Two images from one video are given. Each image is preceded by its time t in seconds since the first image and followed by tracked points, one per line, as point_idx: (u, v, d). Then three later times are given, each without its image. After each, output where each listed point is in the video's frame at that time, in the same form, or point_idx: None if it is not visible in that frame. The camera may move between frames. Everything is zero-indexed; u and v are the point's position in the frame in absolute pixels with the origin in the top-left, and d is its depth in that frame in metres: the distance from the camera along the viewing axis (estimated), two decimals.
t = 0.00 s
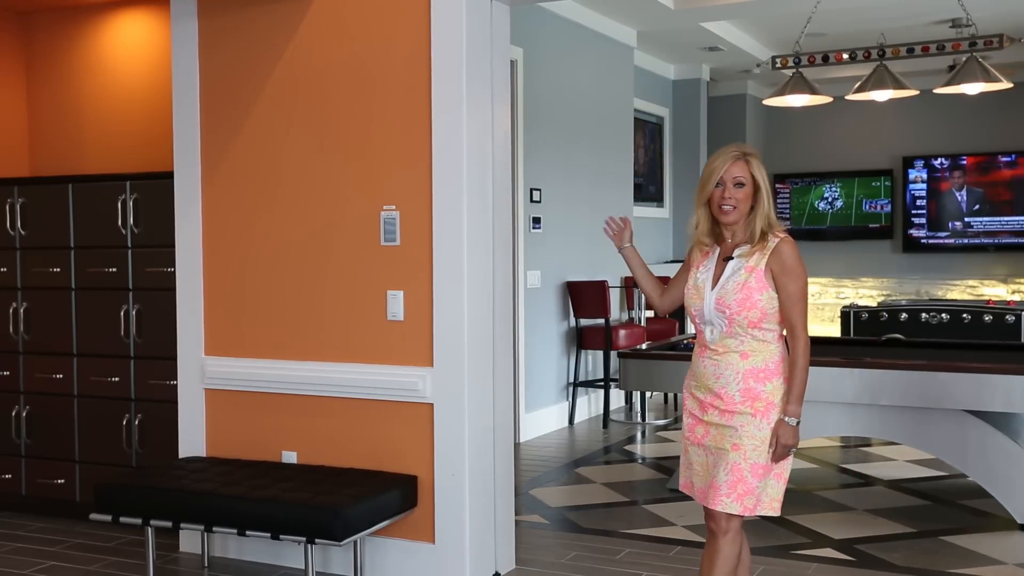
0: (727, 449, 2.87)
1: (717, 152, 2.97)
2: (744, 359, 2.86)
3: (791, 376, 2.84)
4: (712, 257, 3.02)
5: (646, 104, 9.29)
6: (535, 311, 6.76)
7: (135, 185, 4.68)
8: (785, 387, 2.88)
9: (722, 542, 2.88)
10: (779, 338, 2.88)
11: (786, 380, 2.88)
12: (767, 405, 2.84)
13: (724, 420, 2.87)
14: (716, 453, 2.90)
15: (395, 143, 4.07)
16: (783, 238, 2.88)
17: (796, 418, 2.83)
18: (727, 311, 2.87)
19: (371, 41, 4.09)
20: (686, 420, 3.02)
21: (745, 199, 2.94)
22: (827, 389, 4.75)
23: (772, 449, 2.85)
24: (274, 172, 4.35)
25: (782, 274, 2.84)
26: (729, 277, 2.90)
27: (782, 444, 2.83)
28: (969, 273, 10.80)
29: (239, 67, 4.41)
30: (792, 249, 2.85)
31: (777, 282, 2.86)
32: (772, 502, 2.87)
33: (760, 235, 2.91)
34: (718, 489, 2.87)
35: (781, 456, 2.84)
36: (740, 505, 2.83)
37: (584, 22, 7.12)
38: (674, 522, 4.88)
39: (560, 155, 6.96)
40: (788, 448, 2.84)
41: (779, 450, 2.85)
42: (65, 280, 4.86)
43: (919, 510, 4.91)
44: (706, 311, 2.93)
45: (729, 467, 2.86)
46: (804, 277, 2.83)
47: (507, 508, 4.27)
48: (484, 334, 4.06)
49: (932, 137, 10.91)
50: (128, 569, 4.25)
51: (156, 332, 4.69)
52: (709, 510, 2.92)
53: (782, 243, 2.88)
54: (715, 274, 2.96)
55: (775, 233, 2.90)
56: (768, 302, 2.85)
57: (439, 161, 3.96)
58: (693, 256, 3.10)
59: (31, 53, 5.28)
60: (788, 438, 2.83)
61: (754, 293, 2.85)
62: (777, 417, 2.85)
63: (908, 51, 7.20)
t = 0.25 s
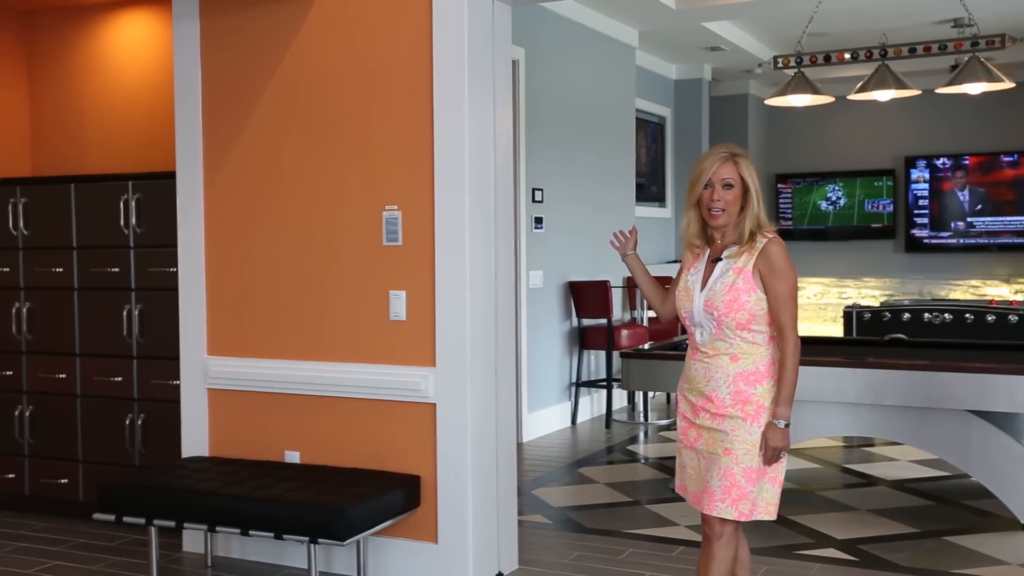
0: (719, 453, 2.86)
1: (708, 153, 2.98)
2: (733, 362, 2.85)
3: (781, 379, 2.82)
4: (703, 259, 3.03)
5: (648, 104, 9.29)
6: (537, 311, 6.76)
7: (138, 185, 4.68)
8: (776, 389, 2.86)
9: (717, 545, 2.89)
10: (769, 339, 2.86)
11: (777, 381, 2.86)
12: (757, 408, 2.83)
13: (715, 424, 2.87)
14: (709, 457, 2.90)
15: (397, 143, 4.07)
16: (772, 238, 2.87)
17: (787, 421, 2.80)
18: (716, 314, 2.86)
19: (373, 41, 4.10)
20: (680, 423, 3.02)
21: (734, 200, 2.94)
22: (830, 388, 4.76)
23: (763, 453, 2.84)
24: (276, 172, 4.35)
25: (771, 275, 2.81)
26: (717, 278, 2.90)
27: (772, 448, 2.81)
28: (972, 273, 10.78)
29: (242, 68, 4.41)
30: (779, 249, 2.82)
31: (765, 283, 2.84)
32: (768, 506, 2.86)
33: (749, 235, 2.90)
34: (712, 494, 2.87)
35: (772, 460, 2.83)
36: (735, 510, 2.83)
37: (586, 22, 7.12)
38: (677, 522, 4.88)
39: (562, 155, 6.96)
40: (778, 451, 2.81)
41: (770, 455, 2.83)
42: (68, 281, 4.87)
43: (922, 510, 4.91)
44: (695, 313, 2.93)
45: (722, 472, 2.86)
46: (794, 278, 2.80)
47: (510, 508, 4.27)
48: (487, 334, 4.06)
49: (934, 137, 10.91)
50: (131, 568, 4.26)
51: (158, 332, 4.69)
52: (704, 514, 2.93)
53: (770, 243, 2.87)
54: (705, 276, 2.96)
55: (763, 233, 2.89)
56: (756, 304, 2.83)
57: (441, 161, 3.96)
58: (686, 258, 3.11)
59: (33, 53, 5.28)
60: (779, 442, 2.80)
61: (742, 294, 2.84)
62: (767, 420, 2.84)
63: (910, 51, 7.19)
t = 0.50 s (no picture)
0: (729, 458, 2.84)
1: (716, 152, 2.95)
2: (741, 364, 2.83)
3: (788, 381, 2.80)
4: (709, 260, 3.01)
5: (672, 103, 9.25)
6: (561, 311, 6.75)
7: (165, 185, 4.71)
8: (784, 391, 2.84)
9: (731, 551, 2.88)
10: (776, 340, 2.84)
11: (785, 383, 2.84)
12: (766, 411, 2.81)
13: (724, 429, 2.85)
14: (719, 462, 2.88)
15: (421, 143, 4.08)
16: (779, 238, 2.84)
17: (796, 423, 2.78)
18: (722, 315, 2.84)
19: (398, 41, 4.11)
20: (689, 428, 3.00)
21: (741, 201, 2.91)
22: (857, 389, 4.73)
23: (773, 457, 2.82)
24: (301, 172, 4.38)
25: (778, 277, 2.80)
26: (723, 279, 2.88)
27: (781, 451, 2.79)
28: (1000, 273, 10.64)
29: (267, 68, 4.43)
30: (787, 249, 2.80)
31: (772, 284, 2.82)
32: (780, 510, 2.84)
33: (755, 236, 2.88)
34: (725, 500, 2.85)
35: (782, 463, 2.80)
36: (748, 516, 2.81)
37: (610, 22, 7.11)
38: (701, 523, 4.86)
39: (586, 155, 6.95)
40: (788, 454, 2.79)
41: (780, 458, 2.81)
42: (96, 280, 4.91)
43: (950, 513, 4.86)
44: (701, 314, 2.92)
45: (732, 477, 2.84)
46: (802, 279, 2.78)
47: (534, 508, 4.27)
48: (510, 334, 4.06)
49: (961, 136, 10.80)
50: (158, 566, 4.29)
51: (184, 331, 4.72)
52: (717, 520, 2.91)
53: (777, 244, 2.85)
54: (711, 277, 2.94)
55: (770, 234, 2.87)
56: (762, 304, 2.81)
57: (465, 161, 3.97)
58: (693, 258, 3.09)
59: (62, 54, 5.33)
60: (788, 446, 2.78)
61: (747, 295, 2.81)
62: (776, 423, 2.82)
63: (938, 49, 7.13)
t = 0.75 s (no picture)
0: (727, 462, 2.82)
1: (715, 150, 2.95)
2: (735, 365, 2.81)
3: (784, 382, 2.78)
4: (705, 258, 3.00)
5: (688, 103, 9.23)
6: (578, 311, 6.74)
7: (183, 185, 4.73)
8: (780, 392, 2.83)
9: (739, 555, 2.86)
10: (771, 340, 2.83)
11: (780, 384, 2.83)
12: (762, 413, 2.80)
13: (720, 431, 2.84)
14: (716, 467, 2.86)
15: (437, 143, 4.09)
16: (776, 238, 2.84)
17: (793, 424, 2.77)
18: (716, 314, 2.83)
19: (415, 41, 4.11)
20: (684, 432, 2.98)
21: (739, 199, 2.91)
22: (875, 390, 4.70)
23: (771, 459, 2.80)
24: (318, 172, 4.39)
25: (774, 276, 2.78)
26: (719, 278, 2.87)
27: (779, 453, 2.78)
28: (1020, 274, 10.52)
29: (285, 69, 4.45)
30: (783, 249, 2.79)
31: (767, 284, 2.81)
32: (780, 513, 2.83)
33: (752, 235, 2.88)
34: (724, 505, 2.83)
35: (780, 465, 2.79)
36: (748, 521, 2.79)
37: (627, 22, 7.10)
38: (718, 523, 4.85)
39: (602, 155, 6.94)
40: (785, 456, 2.78)
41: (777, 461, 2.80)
42: (115, 280, 4.94)
43: (969, 515, 4.83)
44: (696, 314, 2.90)
45: (731, 481, 2.81)
46: (799, 279, 2.77)
47: (551, 508, 4.27)
48: (527, 333, 4.07)
49: (980, 135, 10.72)
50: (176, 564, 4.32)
51: (202, 331, 4.74)
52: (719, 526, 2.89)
53: (773, 243, 2.84)
54: (706, 276, 2.93)
55: (768, 234, 2.87)
56: (757, 303, 2.80)
57: (482, 160, 3.97)
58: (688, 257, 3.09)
59: (81, 54, 5.37)
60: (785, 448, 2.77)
61: (742, 294, 2.81)
62: (773, 424, 2.80)
63: (957, 47, 7.08)
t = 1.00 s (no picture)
0: (726, 461, 2.82)
1: (708, 147, 2.95)
2: (737, 365, 2.79)
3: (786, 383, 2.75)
4: (706, 258, 2.99)
5: (705, 102, 9.20)
6: (594, 310, 6.74)
7: (201, 185, 4.75)
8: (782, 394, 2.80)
9: (748, 556, 2.83)
10: (774, 341, 2.80)
11: (783, 385, 2.80)
12: (763, 415, 2.77)
13: (721, 431, 2.82)
14: (715, 465, 2.85)
15: (454, 143, 4.09)
16: (775, 234, 2.81)
17: (796, 426, 2.73)
18: (717, 314, 2.82)
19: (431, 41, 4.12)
20: (682, 428, 2.98)
21: (735, 194, 2.89)
22: (892, 390, 4.68)
23: (773, 461, 2.78)
24: (334, 172, 4.40)
25: (774, 274, 2.76)
26: (720, 278, 2.85)
27: (782, 455, 2.75)
28: None
29: (302, 69, 4.46)
30: (782, 245, 2.76)
31: (768, 283, 2.78)
32: (787, 517, 2.77)
33: (751, 231, 2.85)
34: (723, 503, 2.83)
35: (785, 467, 2.76)
36: (747, 520, 2.78)
37: (643, 21, 7.09)
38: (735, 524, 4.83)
39: (619, 155, 6.93)
40: (789, 458, 2.75)
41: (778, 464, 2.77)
42: (133, 280, 4.96)
43: (988, 516, 4.80)
44: (698, 314, 2.89)
45: (730, 480, 2.81)
46: (799, 276, 2.74)
47: (567, 508, 4.27)
48: (543, 333, 4.07)
49: (999, 134, 10.65)
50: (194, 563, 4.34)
51: (220, 331, 4.76)
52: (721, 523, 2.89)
53: (774, 240, 2.81)
54: (708, 276, 2.92)
55: (767, 230, 2.84)
56: (758, 304, 2.78)
57: (498, 160, 3.97)
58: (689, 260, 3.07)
59: (101, 55, 5.40)
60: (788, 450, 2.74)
61: (743, 295, 2.78)
62: (774, 426, 2.78)
63: (977, 46, 7.04)
